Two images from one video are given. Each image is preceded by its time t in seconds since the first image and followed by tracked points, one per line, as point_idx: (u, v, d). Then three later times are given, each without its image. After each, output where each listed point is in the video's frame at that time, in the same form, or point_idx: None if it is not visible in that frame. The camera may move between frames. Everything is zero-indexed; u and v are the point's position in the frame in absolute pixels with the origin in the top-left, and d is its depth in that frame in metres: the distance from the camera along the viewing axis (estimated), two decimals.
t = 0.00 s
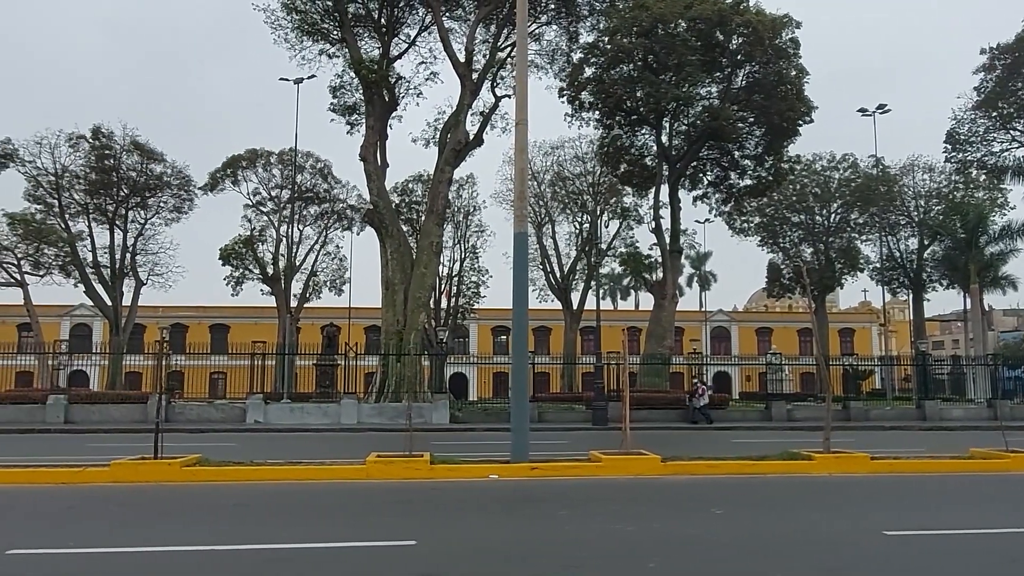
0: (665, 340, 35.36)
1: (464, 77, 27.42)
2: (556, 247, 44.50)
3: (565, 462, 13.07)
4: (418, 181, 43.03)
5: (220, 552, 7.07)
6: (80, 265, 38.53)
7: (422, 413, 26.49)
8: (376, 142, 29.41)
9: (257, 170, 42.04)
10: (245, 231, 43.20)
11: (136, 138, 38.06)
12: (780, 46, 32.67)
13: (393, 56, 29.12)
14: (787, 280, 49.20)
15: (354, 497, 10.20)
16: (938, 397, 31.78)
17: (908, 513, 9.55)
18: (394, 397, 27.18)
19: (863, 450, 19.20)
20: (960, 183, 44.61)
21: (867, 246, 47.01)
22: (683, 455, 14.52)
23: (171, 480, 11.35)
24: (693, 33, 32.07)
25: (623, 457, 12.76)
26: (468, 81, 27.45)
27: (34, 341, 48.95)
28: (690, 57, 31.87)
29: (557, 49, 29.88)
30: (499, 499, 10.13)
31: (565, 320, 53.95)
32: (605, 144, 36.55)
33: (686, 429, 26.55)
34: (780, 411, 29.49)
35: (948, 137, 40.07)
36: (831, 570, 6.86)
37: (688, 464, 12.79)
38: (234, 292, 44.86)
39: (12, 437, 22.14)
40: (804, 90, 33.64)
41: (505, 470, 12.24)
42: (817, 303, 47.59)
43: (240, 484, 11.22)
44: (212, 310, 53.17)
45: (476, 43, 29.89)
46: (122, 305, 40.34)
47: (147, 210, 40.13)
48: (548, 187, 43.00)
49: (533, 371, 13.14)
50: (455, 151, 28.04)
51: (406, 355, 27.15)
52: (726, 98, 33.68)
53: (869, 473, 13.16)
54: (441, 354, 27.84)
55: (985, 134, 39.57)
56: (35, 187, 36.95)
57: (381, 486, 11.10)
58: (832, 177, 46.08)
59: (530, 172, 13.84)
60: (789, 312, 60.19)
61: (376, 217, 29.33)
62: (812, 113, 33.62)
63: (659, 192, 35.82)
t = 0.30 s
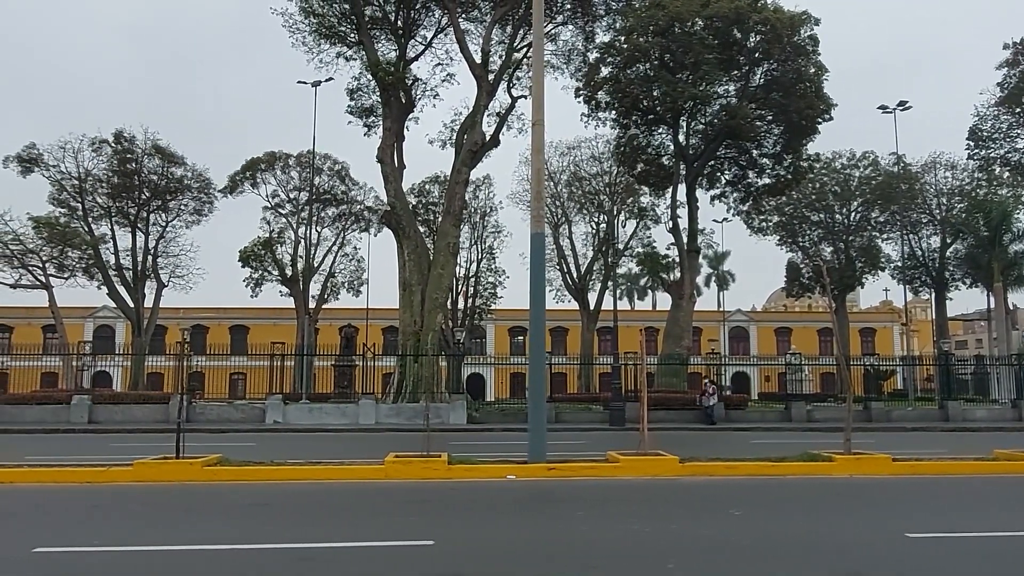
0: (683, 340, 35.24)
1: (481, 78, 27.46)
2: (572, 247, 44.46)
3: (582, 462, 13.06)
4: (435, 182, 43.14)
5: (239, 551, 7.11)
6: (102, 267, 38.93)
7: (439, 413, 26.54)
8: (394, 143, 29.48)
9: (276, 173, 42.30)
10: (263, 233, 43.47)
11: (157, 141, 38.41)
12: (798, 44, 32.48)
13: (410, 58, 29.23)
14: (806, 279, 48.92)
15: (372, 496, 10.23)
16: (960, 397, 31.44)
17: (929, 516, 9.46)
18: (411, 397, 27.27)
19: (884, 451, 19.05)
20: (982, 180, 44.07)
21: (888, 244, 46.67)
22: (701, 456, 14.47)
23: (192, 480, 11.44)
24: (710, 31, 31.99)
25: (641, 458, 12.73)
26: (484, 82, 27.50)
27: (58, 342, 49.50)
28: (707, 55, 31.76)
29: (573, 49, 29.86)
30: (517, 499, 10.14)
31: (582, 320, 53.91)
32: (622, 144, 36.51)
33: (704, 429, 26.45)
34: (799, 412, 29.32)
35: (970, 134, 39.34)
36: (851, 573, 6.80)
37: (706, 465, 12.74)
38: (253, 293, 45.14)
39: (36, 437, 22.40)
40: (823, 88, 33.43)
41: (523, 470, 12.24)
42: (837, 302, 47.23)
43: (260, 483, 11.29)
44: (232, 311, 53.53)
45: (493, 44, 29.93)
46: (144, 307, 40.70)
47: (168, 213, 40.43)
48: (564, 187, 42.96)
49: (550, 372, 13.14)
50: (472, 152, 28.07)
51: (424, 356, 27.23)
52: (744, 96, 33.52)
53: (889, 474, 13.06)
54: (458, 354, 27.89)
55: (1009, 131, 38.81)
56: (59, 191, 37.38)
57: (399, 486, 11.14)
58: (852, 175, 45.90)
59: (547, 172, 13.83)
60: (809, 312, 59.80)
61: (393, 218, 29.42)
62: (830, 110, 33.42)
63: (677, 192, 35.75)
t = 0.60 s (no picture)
0: (700, 340, 35.10)
1: (497, 78, 27.48)
2: (589, 248, 44.42)
3: (600, 462, 13.04)
4: (451, 183, 43.23)
5: (262, 550, 7.17)
6: (124, 270, 39.32)
7: (456, 413, 26.58)
8: (410, 144, 29.56)
9: (294, 175, 42.53)
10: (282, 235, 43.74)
11: (177, 145, 38.74)
12: (817, 41, 32.25)
13: (426, 60, 29.32)
14: (826, 278, 48.62)
15: (390, 496, 10.27)
16: (984, 397, 31.10)
17: (951, 517, 9.38)
18: (429, 397, 27.34)
19: (906, 451, 18.88)
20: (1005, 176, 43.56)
21: (909, 242, 46.25)
22: (720, 457, 14.41)
23: (212, 480, 11.53)
24: (728, 29, 31.88)
25: (659, 458, 12.70)
26: (500, 83, 27.52)
27: (81, 343, 50.08)
28: (724, 53, 31.64)
29: (589, 48, 29.81)
30: (535, 499, 10.14)
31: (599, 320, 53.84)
32: (639, 143, 36.45)
33: (722, 429, 26.33)
34: (819, 412, 29.14)
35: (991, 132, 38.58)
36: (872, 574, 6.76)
37: (725, 466, 12.69)
38: (272, 295, 45.42)
39: (60, 436, 22.67)
40: (843, 84, 33.16)
41: (541, 471, 12.25)
42: (858, 301, 46.86)
43: (280, 483, 11.36)
44: (252, 312, 53.89)
45: (509, 44, 29.95)
46: (165, 308, 41.04)
47: (188, 216, 40.71)
48: (581, 187, 42.92)
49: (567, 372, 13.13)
50: (488, 152, 28.09)
51: (441, 356, 27.28)
52: (762, 94, 33.34)
53: (911, 475, 12.95)
54: (475, 355, 27.91)
55: None
56: (82, 195, 37.78)
57: (418, 486, 11.18)
58: (872, 172, 45.63)
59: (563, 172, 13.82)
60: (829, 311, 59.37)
61: (410, 219, 29.48)
62: (850, 107, 33.14)
63: (694, 191, 35.64)
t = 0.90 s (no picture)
0: (718, 340, 34.93)
1: (512, 79, 27.48)
2: (606, 248, 44.36)
3: (618, 463, 13.03)
4: (468, 184, 43.31)
5: (283, 550, 7.20)
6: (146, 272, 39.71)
7: (474, 414, 26.61)
8: (427, 146, 29.65)
9: (312, 177, 42.74)
10: (300, 237, 43.99)
11: (198, 148, 39.05)
12: (836, 37, 32.05)
13: (442, 62, 29.40)
14: (846, 277, 48.28)
15: (407, 497, 10.29)
16: (1008, 397, 30.77)
17: (974, 519, 9.28)
18: (446, 398, 27.41)
19: (928, 452, 18.73)
20: None
21: (931, 241, 45.71)
22: (738, 458, 14.34)
23: (232, 479, 11.62)
24: (745, 26, 31.80)
25: (678, 459, 12.65)
26: (515, 83, 27.52)
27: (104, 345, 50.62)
28: (741, 51, 31.53)
29: (605, 48, 29.77)
30: (553, 500, 10.13)
31: (616, 320, 53.75)
32: (655, 142, 36.38)
33: (742, 430, 26.21)
34: (839, 412, 28.96)
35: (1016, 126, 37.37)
36: None
37: (744, 467, 12.64)
38: (291, 296, 45.70)
39: (84, 436, 22.94)
40: (863, 81, 32.90)
41: (560, 471, 12.24)
42: (878, 300, 46.46)
43: (299, 483, 11.43)
44: (271, 313, 54.21)
45: (525, 45, 29.97)
46: (186, 310, 41.36)
47: (208, 218, 41.00)
48: (597, 187, 42.87)
49: (585, 372, 13.11)
50: (504, 153, 28.09)
51: (458, 357, 27.33)
52: (779, 91, 33.18)
53: (934, 477, 12.82)
54: (492, 355, 27.93)
55: None
56: (105, 199, 38.24)
57: (436, 486, 11.20)
58: (892, 170, 45.34)
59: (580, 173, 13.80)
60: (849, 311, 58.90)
61: (427, 220, 29.52)
62: (869, 104, 32.85)
63: (712, 190, 35.55)
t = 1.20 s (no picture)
0: (741, 340, 34.71)
1: (533, 80, 27.48)
2: (627, 248, 44.25)
3: (640, 464, 12.99)
4: (488, 186, 43.37)
5: (307, 549, 7.27)
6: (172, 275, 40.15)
7: (495, 414, 26.66)
8: (448, 148, 29.73)
9: (334, 180, 42.98)
10: (322, 239, 44.26)
11: (222, 152, 39.42)
12: (859, 33, 31.77)
13: (462, 64, 29.47)
14: (871, 276, 47.80)
15: (429, 497, 10.32)
16: None
17: (1003, 523, 9.14)
18: (468, 399, 27.48)
19: (955, 454, 18.51)
20: None
21: (959, 239, 45.05)
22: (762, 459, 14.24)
23: (256, 479, 11.72)
24: (767, 24, 31.62)
25: (701, 460, 12.59)
26: (536, 85, 27.51)
27: (131, 346, 51.24)
28: (763, 48, 31.33)
29: (625, 48, 29.67)
30: (575, 501, 10.13)
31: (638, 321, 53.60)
32: (676, 142, 36.23)
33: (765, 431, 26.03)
34: (865, 413, 28.69)
35: None
36: None
37: (767, 468, 12.56)
38: (314, 298, 45.98)
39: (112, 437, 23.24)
40: (887, 78, 32.53)
41: (582, 472, 12.23)
42: (905, 299, 45.97)
43: (322, 483, 11.51)
44: (295, 315, 54.60)
45: (545, 46, 29.96)
46: (211, 312, 41.73)
47: (233, 221, 41.33)
48: (617, 187, 42.75)
49: (606, 373, 13.09)
50: (525, 154, 28.08)
51: (479, 358, 27.37)
52: (803, 89, 32.97)
53: (962, 480, 12.65)
54: (513, 356, 27.94)
55: None
56: (133, 203, 38.99)
57: (458, 487, 11.23)
58: (919, 167, 44.86)
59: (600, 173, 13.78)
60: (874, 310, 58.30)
61: (448, 222, 29.56)
62: (894, 101, 32.46)
63: (734, 189, 35.35)
